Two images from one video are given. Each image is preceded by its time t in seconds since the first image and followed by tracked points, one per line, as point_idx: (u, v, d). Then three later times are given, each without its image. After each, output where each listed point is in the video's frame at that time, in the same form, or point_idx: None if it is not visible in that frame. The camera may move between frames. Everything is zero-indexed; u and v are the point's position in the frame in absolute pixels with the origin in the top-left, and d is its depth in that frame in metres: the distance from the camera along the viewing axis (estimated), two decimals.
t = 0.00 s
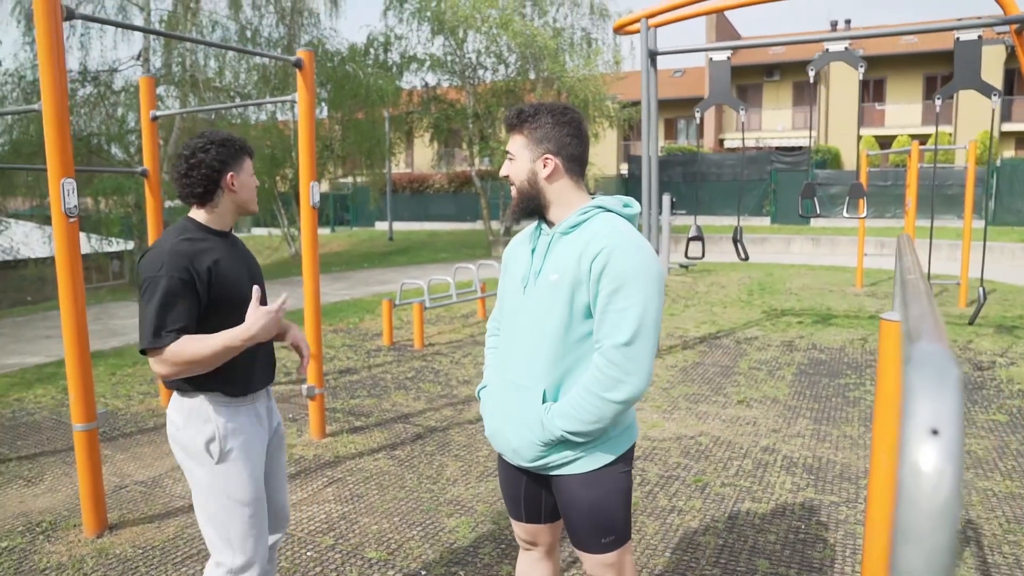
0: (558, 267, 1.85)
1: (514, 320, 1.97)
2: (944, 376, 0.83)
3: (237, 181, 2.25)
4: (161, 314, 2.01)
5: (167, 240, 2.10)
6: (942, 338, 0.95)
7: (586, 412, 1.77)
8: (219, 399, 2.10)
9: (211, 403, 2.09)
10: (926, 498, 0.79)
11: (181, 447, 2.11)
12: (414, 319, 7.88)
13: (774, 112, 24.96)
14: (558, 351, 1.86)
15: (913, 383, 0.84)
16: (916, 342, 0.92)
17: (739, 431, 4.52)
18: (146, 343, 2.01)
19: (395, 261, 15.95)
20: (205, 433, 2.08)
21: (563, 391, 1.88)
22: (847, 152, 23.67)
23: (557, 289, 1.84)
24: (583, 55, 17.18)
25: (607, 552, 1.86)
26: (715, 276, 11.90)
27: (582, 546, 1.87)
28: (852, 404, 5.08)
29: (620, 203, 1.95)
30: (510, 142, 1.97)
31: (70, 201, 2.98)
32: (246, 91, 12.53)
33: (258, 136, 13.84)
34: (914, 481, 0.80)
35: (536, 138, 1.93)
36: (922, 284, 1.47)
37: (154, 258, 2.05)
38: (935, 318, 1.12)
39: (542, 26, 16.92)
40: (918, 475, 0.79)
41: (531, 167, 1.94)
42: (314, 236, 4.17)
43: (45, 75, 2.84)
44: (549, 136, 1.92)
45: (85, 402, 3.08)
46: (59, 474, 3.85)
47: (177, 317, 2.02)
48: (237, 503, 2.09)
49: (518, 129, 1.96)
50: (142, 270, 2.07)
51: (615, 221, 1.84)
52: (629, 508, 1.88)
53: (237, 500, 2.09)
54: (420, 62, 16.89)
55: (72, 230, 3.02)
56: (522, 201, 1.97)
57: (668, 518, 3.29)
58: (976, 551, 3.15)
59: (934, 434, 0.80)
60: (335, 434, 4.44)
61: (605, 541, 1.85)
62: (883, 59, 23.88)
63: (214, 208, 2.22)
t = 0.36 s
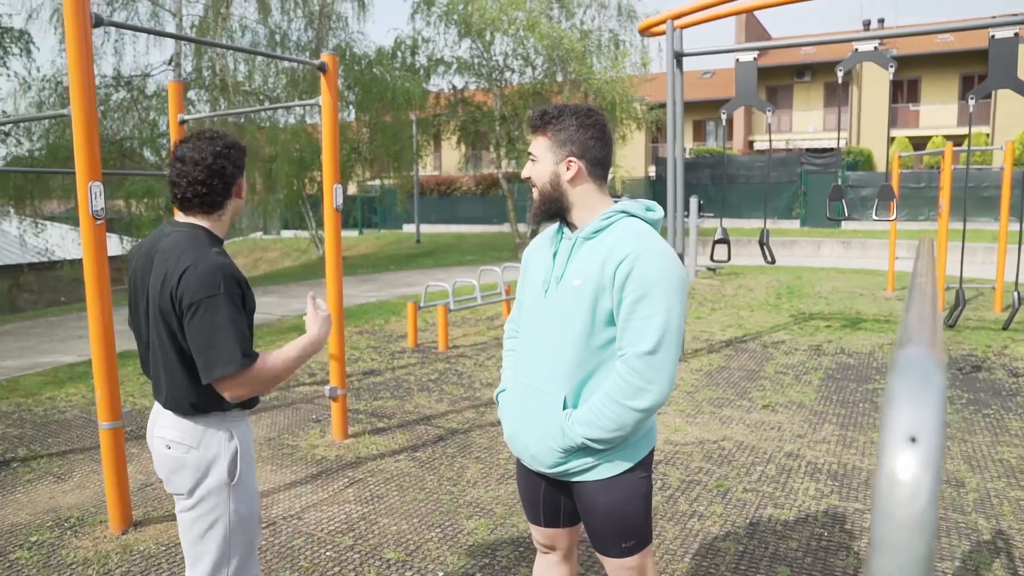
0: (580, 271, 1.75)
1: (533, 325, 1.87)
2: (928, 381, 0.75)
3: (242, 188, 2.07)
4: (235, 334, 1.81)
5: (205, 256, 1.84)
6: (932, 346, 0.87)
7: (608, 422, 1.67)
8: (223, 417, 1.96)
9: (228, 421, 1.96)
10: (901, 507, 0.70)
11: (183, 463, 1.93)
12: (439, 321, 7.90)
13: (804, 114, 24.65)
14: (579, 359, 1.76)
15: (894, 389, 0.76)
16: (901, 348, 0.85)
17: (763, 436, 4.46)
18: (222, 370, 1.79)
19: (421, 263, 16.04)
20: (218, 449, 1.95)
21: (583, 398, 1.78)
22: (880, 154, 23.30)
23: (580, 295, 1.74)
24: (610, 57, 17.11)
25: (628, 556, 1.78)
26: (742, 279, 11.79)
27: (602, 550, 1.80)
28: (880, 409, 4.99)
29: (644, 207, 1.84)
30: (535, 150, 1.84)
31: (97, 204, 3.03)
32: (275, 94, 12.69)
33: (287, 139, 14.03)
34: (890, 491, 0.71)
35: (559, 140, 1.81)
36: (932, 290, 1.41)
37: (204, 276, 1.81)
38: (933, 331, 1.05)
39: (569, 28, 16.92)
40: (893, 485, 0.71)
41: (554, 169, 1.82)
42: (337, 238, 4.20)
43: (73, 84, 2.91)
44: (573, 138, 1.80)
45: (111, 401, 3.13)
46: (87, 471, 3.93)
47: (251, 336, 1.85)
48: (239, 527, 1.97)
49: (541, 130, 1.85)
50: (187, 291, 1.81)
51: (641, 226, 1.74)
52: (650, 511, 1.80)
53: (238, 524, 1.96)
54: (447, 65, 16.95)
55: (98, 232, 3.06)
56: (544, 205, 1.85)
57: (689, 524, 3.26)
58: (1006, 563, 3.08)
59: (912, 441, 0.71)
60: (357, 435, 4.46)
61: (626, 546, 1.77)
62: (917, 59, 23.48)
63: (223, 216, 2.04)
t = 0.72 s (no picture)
0: (582, 273, 1.75)
1: (533, 327, 1.87)
2: (884, 385, 0.71)
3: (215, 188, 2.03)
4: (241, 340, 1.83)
5: (209, 264, 1.83)
6: (895, 350, 0.83)
7: (607, 425, 1.67)
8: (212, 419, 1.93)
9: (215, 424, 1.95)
10: (851, 517, 0.66)
11: (171, 466, 1.86)
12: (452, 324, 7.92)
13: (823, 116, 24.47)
14: (578, 361, 1.76)
15: (845, 394, 0.72)
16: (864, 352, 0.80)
17: (775, 440, 4.43)
18: (230, 377, 1.80)
19: (437, 265, 16.06)
20: (208, 450, 1.91)
21: (582, 401, 1.78)
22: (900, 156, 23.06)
23: (580, 297, 1.74)
24: (627, 60, 17.05)
25: (625, 560, 1.78)
26: (759, 282, 11.70)
27: (599, 552, 1.79)
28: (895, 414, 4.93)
29: (647, 210, 1.84)
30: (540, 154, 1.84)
31: (108, 206, 3.06)
32: (293, 97, 12.76)
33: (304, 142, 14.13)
34: (836, 500, 0.68)
35: (563, 143, 1.81)
36: (920, 291, 1.40)
37: (215, 284, 1.81)
38: (908, 336, 1.00)
39: (586, 31, 16.90)
40: (841, 491, 0.67)
41: (558, 171, 1.82)
42: (348, 241, 4.22)
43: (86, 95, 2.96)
44: (576, 141, 1.80)
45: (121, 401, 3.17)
46: (100, 471, 3.97)
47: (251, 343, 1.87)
48: (226, 529, 1.94)
49: (545, 133, 1.85)
50: (196, 299, 1.78)
51: (644, 231, 1.74)
52: (648, 515, 1.79)
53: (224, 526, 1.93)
54: (464, 67, 16.93)
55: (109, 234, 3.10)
56: (547, 207, 1.85)
57: (696, 528, 3.24)
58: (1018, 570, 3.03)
59: (859, 447, 0.68)
60: (367, 437, 4.48)
61: (623, 549, 1.77)
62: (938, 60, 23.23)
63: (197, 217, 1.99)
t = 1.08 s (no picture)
0: (570, 271, 1.75)
1: (524, 325, 1.86)
2: (829, 386, 0.71)
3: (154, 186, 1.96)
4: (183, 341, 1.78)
5: (148, 265, 1.79)
6: (850, 350, 0.82)
7: (595, 424, 1.67)
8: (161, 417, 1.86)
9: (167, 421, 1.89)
10: (790, 516, 0.66)
11: (126, 470, 1.80)
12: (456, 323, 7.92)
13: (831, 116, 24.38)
14: (567, 359, 1.75)
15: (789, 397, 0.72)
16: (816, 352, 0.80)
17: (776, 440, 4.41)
18: (167, 379, 1.76)
19: (442, 265, 16.06)
20: (164, 447, 1.86)
21: (571, 398, 1.78)
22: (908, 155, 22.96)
23: (569, 295, 1.74)
24: (633, 59, 17.02)
25: (616, 559, 1.77)
26: (765, 282, 11.67)
27: (590, 552, 1.79)
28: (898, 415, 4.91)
29: (637, 208, 1.83)
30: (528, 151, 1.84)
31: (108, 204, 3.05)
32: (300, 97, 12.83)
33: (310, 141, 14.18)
34: (777, 499, 0.67)
35: (551, 142, 1.80)
36: (899, 292, 1.41)
37: (154, 284, 1.76)
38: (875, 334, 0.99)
39: (593, 30, 16.89)
40: (781, 493, 0.66)
41: (546, 170, 1.81)
42: (349, 241, 4.22)
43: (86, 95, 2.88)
44: (565, 140, 1.79)
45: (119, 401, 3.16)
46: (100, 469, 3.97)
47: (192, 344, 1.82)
48: (197, 523, 1.90)
49: (534, 132, 1.84)
50: (135, 300, 1.74)
51: (633, 228, 1.73)
52: (640, 514, 1.79)
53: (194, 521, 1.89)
54: (470, 67, 16.97)
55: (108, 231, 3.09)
56: (536, 206, 1.85)
57: (694, 528, 3.24)
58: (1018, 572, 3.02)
59: (799, 447, 0.67)
60: (367, 435, 4.48)
61: (614, 548, 1.76)
62: (946, 60, 23.12)
63: (135, 217, 1.93)
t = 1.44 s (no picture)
0: (566, 270, 1.74)
1: (521, 324, 1.86)
2: (813, 387, 0.70)
3: (93, 184, 1.87)
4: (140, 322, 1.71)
5: (79, 255, 1.73)
6: (838, 350, 0.81)
7: (592, 423, 1.66)
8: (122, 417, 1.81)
9: (131, 420, 1.82)
10: (772, 521, 0.65)
11: (89, 475, 1.77)
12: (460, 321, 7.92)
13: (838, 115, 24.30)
14: (563, 358, 1.75)
15: (772, 398, 0.71)
16: (801, 354, 0.78)
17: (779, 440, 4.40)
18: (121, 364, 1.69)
19: (447, 264, 16.06)
20: (128, 451, 1.79)
21: (569, 398, 1.78)
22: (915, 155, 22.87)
23: (564, 294, 1.73)
24: (640, 58, 16.98)
25: (615, 560, 1.77)
26: (770, 282, 11.64)
27: (589, 552, 1.79)
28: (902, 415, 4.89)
29: (633, 206, 1.82)
30: (525, 146, 1.83)
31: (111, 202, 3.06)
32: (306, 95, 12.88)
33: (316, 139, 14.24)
34: (757, 501, 0.66)
35: (547, 140, 1.79)
36: (896, 294, 1.40)
37: (83, 273, 1.70)
38: (868, 334, 0.97)
39: (598, 29, 16.87)
40: (762, 495, 0.66)
41: (542, 169, 1.80)
42: (352, 239, 4.22)
43: (90, 94, 2.91)
44: (561, 138, 1.79)
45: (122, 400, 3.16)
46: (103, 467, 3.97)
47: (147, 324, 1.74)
48: (173, 526, 1.82)
49: (529, 130, 1.83)
50: (70, 291, 1.70)
51: (629, 226, 1.72)
52: (638, 514, 1.79)
53: (169, 524, 1.82)
54: (476, 66, 16.99)
55: (112, 229, 3.09)
56: (532, 205, 1.84)
57: (696, 528, 3.23)
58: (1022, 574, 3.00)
59: (780, 450, 0.66)
60: (370, 434, 4.49)
61: (613, 549, 1.76)
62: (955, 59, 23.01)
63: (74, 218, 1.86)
